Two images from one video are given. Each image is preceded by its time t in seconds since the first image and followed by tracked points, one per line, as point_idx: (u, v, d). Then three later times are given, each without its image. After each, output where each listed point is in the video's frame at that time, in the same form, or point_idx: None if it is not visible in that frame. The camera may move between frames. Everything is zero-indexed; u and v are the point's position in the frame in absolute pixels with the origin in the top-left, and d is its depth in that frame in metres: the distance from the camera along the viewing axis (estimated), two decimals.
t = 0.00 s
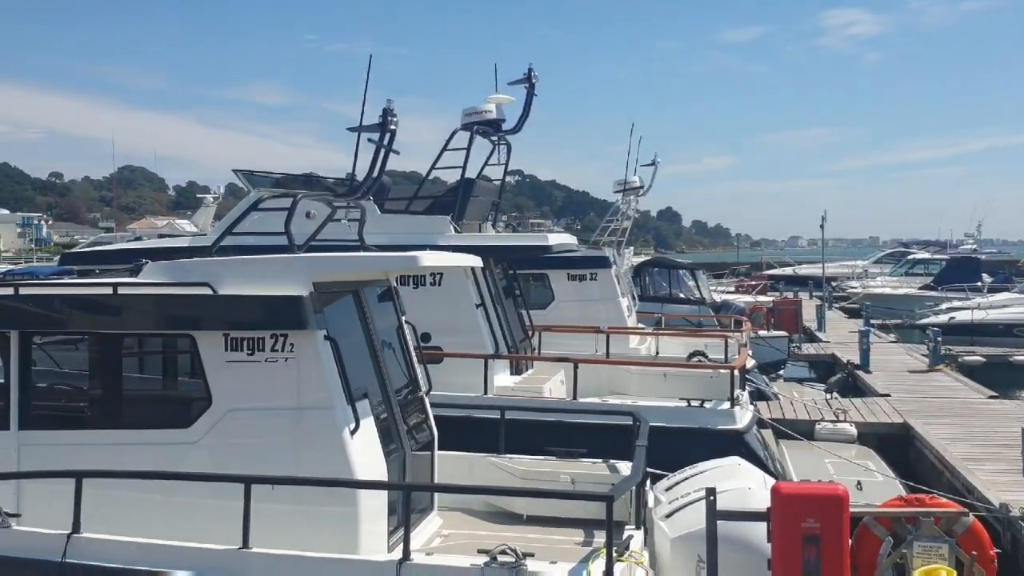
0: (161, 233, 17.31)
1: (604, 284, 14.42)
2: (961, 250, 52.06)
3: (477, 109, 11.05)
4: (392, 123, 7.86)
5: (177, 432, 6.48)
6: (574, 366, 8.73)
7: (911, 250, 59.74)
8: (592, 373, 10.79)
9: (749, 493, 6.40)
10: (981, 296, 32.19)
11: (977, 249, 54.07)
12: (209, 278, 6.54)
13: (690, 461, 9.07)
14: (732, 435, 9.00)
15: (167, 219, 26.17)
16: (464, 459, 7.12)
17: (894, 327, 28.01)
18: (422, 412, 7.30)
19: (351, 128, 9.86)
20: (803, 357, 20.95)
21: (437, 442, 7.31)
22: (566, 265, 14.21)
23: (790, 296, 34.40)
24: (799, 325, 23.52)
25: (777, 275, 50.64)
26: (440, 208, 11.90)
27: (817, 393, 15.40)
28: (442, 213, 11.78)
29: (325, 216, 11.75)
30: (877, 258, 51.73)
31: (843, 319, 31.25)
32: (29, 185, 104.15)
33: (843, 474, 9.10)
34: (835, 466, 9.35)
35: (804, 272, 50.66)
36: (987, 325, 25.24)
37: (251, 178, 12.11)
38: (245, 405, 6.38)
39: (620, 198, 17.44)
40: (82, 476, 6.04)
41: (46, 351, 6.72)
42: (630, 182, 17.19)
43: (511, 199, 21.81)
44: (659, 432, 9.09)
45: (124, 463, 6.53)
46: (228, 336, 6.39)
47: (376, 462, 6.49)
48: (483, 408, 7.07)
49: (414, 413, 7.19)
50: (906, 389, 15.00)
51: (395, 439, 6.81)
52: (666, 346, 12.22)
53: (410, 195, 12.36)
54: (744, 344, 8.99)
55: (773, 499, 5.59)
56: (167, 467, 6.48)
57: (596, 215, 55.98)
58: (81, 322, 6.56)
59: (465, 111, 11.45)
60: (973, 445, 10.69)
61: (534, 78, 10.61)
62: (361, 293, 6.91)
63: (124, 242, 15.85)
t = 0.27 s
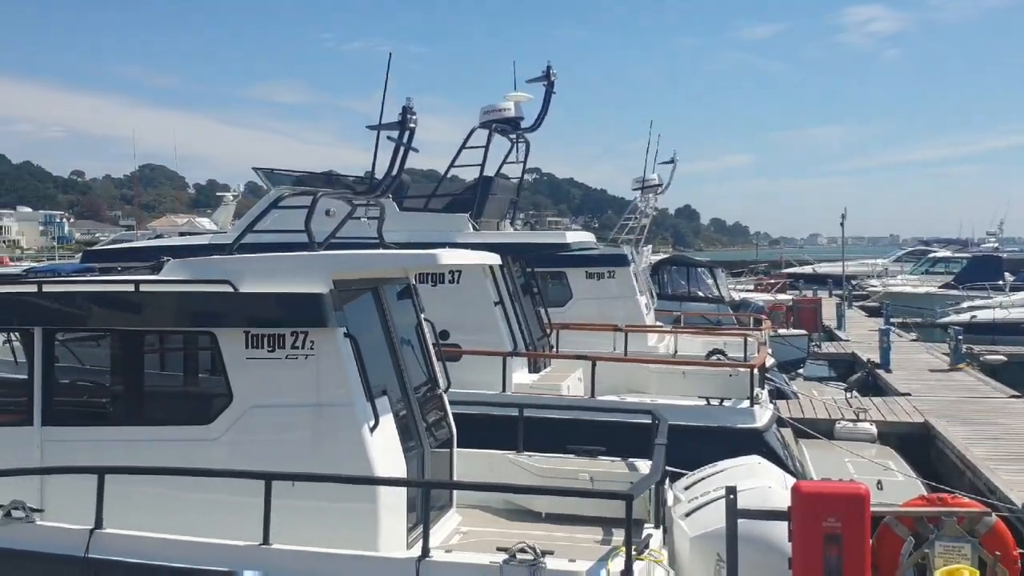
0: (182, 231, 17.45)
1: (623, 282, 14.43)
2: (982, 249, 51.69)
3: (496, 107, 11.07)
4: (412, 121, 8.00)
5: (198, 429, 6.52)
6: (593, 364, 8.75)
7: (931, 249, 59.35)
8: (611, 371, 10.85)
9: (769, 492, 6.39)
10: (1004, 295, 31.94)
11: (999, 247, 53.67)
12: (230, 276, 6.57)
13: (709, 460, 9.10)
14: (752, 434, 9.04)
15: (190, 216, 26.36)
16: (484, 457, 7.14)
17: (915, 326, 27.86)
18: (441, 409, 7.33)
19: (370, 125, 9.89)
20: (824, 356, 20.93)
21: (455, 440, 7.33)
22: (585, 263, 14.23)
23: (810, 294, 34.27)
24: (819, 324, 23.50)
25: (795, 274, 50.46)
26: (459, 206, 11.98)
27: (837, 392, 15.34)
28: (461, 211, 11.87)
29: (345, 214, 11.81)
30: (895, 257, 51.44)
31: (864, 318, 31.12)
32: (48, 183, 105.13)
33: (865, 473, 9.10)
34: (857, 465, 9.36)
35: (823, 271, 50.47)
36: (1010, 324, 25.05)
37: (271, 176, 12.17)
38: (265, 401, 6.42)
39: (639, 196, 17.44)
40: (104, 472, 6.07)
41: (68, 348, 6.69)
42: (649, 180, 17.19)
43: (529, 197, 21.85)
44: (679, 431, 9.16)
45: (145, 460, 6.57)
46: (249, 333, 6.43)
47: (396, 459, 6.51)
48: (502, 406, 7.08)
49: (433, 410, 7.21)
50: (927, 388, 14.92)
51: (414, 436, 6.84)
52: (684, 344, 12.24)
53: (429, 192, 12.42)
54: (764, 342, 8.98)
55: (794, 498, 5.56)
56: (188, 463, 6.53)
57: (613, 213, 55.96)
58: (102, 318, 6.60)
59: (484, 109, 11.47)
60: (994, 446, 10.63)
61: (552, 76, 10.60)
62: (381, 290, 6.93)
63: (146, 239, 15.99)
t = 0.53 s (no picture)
0: (202, 226, 17.57)
1: (641, 278, 14.42)
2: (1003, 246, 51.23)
3: (514, 104, 11.08)
4: (431, 117, 8.08)
5: (218, 423, 6.56)
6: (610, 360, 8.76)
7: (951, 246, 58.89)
8: (629, 368, 10.88)
9: (788, 490, 6.37)
10: None
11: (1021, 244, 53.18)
12: (250, 272, 6.61)
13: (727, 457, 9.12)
14: (771, 431, 9.04)
15: (212, 212, 26.58)
16: (502, 453, 7.15)
17: (935, 323, 27.68)
18: (459, 405, 7.35)
19: (389, 122, 9.93)
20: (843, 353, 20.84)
21: (473, 435, 7.34)
22: (603, 260, 14.22)
23: (829, 291, 34.14)
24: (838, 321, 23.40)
25: (813, 271, 50.24)
26: (476, 201, 12.05)
27: (856, 389, 15.27)
28: (478, 207, 11.95)
29: (364, 209, 11.86)
30: (914, 254, 51.09)
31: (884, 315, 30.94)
32: (69, 180, 106.10)
33: (884, 471, 9.07)
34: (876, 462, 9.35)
35: (842, 267, 50.21)
36: None
37: (290, 172, 12.25)
38: (284, 396, 6.45)
39: (657, 192, 17.42)
40: (126, 465, 6.12)
41: (89, 342, 6.75)
42: (667, 176, 17.17)
43: (546, 192, 21.85)
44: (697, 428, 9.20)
45: (165, 453, 6.62)
46: (269, 328, 6.46)
47: (414, 454, 6.53)
48: (520, 402, 7.08)
49: (451, 406, 7.23)
50: (947, 386, 14.83)
51: (432, 431, 6.85)
52: (702, 341, 12.23)
53: (447, 188, 12.47)
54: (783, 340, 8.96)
55: (814, 495, 5.53)
56: (208, 457, 6.57)
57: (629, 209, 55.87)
58: (123, 313, 6.65)
59: (502, 105, 11.48)
60: (1016, 445, 10.56)
61: (571, 72, 10.58)
62: (399, 286, 6.96)
63: (167, 235, 16.11)
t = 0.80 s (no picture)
0: (227, 223, 17.75)
1: (664, 275, 14.39)
2: None
3: (537, 101, 11.08)
4: (455, 114, 8.15)
5: (243, 419, 6.61)
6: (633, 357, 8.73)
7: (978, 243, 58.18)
8: (653, 366, 10.88)
9: (813, 489, 6.33)
10: None
11: None
12: (275, 269, 6.66)
13: (751, 455, 9.09)
14: (796, 430, 9.01)
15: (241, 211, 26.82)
16: (525, 450, 7.15)
17: (963, 321, 27.37)
18: (482, 402, 7.36)
19: (412, 120, 9.96)
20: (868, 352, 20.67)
21: (496, 432, 7.36)
22: (626, 258, 14.19)
23: (855, 289, 33.88)
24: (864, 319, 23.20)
25: (838, 268, 49.87)
26: (499, 199, 12.08)
27: (882, 388, 15.14)
28: (501, 204, 11.99)
29: (388, 207, 11.92)
30: (941, 251, 50.53)
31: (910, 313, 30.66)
32: (94, 179, 107.36)
33: (911, 471, 9.00)
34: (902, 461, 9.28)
35: (867, 265, 49.79)
36: None
37: (315, 171, 12.33)
38: (309, 393, 6.49)
39: (681, 189, 17.36)
40: (152, 461, 6.18)
41: (116, 339, 6.84)
42: (691, 174, 17.11)
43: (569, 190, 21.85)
44: (720, 426, 9.21)
45: (192, 449, 6.68)
46: (293, 325, 6.50)
47: (437, 451, 6.55)
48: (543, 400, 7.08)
49: (474, 403, 7.25)
50: (975, 384, 14.67)
51: (455, 428, 6.87)
52: (726, 339, 12.19)
53: (471, 186, 12.51)
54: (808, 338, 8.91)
55: (839, 494, 5.49)
56: (233, 453, 6.62)
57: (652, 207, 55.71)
58: (150, 310, 6.71)
59: (525, 103, 11.49)
60: None
61: (594, 68, 10.55)
62: (422, 283, 6.98)
63: (194, 232, 16.29)
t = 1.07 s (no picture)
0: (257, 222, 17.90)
1: (691, 273, 14.33)
2: None
3: (563, 98, 11.08)
4: (483, 114, 8.18)
5: (273, 416, 6.67)
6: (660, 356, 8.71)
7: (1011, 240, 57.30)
8: (681, 364, 10.86)
9: (844, 488, 6.28)
10: None
11: None
12: (304, 267, 6.71)
13: (780, 454, 9.05)
14: (825, 429, 8.96)
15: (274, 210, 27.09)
16: (552, 448, 7.16)
17: (997, 320, 26.98)
18: (509, 399, 7.37)
19: (440, 118, 10.00)
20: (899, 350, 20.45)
21: (523, 430, 7.37)
22: (653, 256, 14.15)
23: (885, 287, 33.53)
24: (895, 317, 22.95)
25: (867, 266, 49.37)
26: (526, 197, 12.11)
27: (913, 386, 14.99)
28: (528, 202, 12.02)
29: (415, 205, 11.97)
30: (972, 249, 49.85)
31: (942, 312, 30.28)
32: (122, 177, 108.75)
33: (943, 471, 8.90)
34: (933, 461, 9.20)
35: (896, 263, 49.25)
36: None
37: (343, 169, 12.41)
38: (338, 390, 6.53)
39: (708, 187, 17.28)
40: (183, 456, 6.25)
41: (148, 336, 6.94)
42: (719, 171, 17.02)
43: (596, 188, 21.82)
44: (748, 425, 9.21)
45: (222, 445, 6.75)
46: (322, 323, 6.54)
47: (465, 449, 6.56)
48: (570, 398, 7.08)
49: (501, 400, 7.26)
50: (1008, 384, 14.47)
51: (483, 425, 6.89)
52: (753, 337, 12.13)
53: (498, 184, 12.53)
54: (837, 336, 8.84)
55: (871, 494, 5.43)
56: (263, 450, 6.68)
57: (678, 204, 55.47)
58: (181, 307, 6.78)
59: (552, 100, 11.49)
60: None
61: (621, 65, 10.52)
62: (450, 281, 7.00)
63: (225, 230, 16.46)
